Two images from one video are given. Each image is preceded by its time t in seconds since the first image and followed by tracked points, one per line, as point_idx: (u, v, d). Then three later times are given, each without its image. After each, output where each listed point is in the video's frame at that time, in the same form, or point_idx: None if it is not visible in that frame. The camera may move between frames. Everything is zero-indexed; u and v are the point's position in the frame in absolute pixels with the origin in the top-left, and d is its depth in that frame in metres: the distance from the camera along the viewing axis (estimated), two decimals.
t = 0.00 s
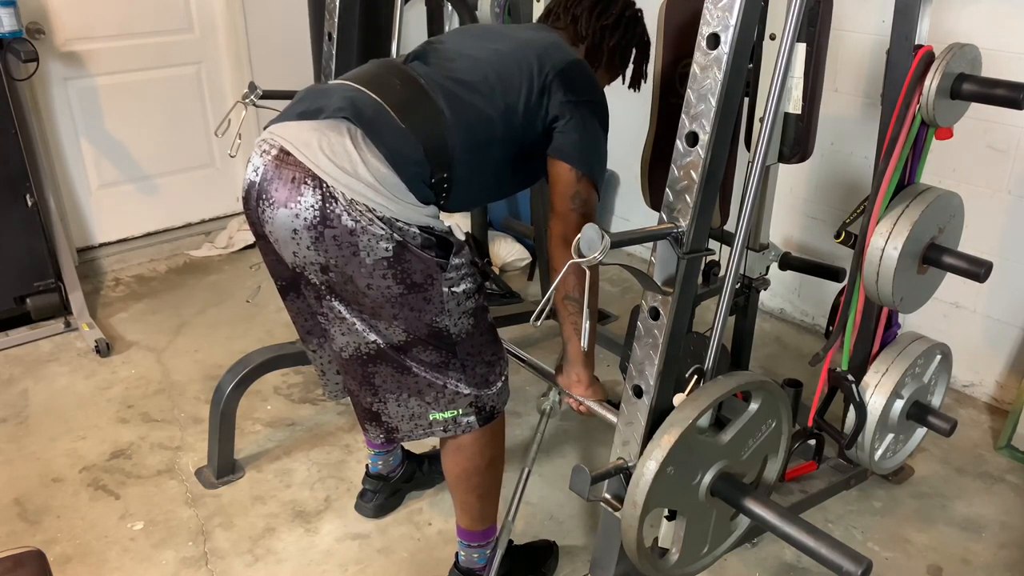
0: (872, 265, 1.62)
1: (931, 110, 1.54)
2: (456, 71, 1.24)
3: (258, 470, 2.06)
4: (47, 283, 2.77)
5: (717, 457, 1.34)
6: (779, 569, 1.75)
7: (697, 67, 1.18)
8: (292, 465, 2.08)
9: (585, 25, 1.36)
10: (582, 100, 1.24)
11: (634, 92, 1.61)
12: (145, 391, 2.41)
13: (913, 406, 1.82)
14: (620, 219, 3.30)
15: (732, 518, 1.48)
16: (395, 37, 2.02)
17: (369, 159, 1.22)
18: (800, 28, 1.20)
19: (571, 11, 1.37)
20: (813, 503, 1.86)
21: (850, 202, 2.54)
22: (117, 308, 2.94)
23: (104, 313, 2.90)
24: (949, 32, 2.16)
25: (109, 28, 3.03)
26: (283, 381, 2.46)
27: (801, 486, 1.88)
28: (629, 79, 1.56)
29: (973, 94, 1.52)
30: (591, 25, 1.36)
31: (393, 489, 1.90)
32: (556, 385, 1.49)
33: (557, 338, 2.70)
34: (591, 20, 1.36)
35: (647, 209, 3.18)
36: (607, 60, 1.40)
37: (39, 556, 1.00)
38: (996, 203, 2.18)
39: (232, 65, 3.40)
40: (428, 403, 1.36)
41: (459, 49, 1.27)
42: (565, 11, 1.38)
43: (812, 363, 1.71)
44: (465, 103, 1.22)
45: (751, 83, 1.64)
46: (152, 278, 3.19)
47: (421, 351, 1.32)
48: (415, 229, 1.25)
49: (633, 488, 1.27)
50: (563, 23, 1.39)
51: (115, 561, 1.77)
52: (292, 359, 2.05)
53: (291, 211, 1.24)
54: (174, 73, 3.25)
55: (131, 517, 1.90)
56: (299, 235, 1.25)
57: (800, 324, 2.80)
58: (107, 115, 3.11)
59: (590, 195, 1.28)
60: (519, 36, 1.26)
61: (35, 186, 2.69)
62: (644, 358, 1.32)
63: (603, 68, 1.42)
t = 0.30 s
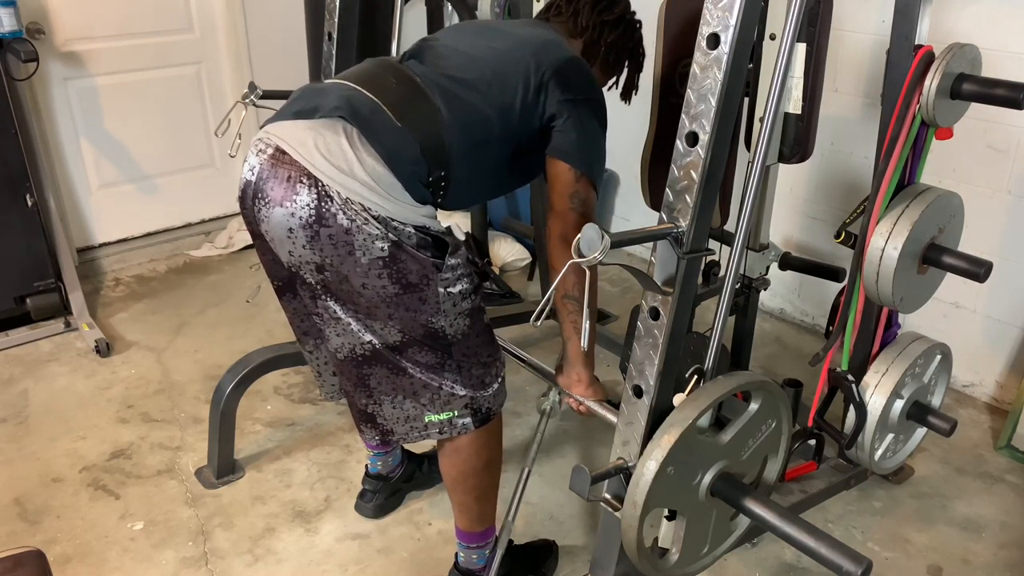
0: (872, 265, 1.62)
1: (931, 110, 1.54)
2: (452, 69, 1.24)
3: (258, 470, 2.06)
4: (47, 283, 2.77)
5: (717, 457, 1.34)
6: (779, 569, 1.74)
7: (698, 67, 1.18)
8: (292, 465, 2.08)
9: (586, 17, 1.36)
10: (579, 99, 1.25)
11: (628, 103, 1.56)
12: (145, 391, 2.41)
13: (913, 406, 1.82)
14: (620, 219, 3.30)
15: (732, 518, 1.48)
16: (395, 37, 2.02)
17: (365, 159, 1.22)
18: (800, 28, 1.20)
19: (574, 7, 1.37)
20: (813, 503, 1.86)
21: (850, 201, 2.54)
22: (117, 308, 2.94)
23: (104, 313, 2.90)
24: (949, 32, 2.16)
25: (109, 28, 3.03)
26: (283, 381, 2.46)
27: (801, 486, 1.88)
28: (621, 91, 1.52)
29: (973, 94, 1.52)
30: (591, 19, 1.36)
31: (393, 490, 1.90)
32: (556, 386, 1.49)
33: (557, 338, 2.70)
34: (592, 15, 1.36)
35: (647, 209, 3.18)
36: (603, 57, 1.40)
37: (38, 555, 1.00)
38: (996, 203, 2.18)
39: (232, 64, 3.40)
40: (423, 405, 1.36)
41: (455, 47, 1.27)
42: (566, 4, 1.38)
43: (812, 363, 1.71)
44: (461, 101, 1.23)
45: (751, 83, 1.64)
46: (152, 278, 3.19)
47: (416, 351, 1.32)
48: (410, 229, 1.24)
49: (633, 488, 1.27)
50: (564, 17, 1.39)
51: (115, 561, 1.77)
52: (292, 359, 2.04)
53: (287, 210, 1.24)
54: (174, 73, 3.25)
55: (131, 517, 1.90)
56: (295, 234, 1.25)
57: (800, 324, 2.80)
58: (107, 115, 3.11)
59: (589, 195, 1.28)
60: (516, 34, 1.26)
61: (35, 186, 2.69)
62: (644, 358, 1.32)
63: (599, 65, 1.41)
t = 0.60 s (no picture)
0: (872, 265, 1.62)
1: (930, 110, 1.54)
2: (448, 68, 1.23)
3: (258, 470, 2.06)
4: (47, 283, 2.77)
5: (717, 457, 1.34)
6: (779, 569, 1.74)
7: (697, 67, 1.18)
8: (292, 465, 2.08)
9: (589, 26, 1.36)
10: (577, 99, 1.24)
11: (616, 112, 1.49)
12: (145, 391, 2.41)
13: (913, 406, 1.82)
14: (620, 219, 3.30)
15: (732, 518, 1.48)
16: (395, 37, 2.02)
17: (360, 159, 1.22)
18: (800, 28, 1.20)
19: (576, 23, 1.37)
20: (813, 503, 1.86)
21: (850, 201, 2.54)
22: (117, 308, 2.94)
23: (104, 313, 2.90)
24: (949, 32, 2.16)
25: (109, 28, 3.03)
26: (283, 381, 2.46)
27: (801, 486, 1.88)
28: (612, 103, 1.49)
29: (972, 94, 1.52)
30: (594, 30, 1.36)
31: (393, 489, 1.90)
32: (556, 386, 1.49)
33: (557, 338, 2.70)
34: (595, 26, 1.36)
35: (647, 210, 3.18)
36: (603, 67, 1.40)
37: (38, 556, 1.00)
38: (996, 204, 2.18)
39: (231, 64, 3.40)
40: (421, 404, 1.36)
41: (451, 45, 1.26)
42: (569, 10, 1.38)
43: (812, 363, 1.71)
44: (457, 100, 1.22)
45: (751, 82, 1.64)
46: (152, 278, 3.19)
47: (414, 350, 1.32)
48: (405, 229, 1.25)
49: (633, 488, 1.27)
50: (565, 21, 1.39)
51: (115, 561, 1.77)
52: (292, 359, 2.05)
53: (284, 210, 1.24)
54: (174, 73, 3.25)
55: (131, 517, 1.90)
56: (291, 234, 1.25)
57: (800, 324, 2.80)
58: (107, 115, 3.11)
59: (588, 194, 1.28)
60: (514, 32, 1.25)
61: (35, 186, 2.69)
62: (644, 358, 1.32)
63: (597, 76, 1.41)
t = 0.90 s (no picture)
0: (872, 265, 1.62)
1: (930, 110, 1.54)
2: (440, 63, 1.23)
3: (258, 470, 2.06)
4: (47, 283, 2.77)
5: (717, 457, 1.34)
6: (779, 569, 1.74)
7: (697, 67, 1.18)
8: (292, 465, 2.08)
9: (589, 41, 1.36)
10: (570, 99, 1.22)
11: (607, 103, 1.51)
12: (145, 391, 2.41)
13: (913, 406, 1.82)
14: (620, 219, 3.30)
15: (732, 519, 1.48)
16: (395, 37, 2.02)
17: (352, 156, 1.23)
18: (800, 28, 1.20)
19: (578, 43, 1.37)
20: (813, 503, 1.86)
21: (849, 201, 2.54)
22: (117, 308, 2.94)
23: (104, 313, 2.90)
24: (949, 32, 2.16)
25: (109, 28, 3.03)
26: (283, 381, 2.46)
27: (801, 486, 1.88)
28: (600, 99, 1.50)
29: (973, 94, 1.52)
30: (594, 46, 1.37)
31: (393, 489, 1.90)
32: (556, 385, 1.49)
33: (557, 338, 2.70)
34: (596, 41, 1.37)
35: (647, 210, 3.18)
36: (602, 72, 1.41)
37: (38, 556, 1.00)
38: (996, 204, 2.18)
39: (231, 64, 3.40)
40: (416, 399, 1.36)
41: (445, 40, 1.26)
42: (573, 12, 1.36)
43: (812, 363, 1.71)
44: (448, 95, 1.22)
45: (751, 82, 1.64)
46: (152, 278, 3.19)
47: (408, 345, 1.32)
48: (397, 224, 1.25)
49: (633, 488, 1.27)
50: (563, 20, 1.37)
51: (114, 561, 1.77)
52: (292, 359, 2.04)
53: (277, 207, 1.25)
54: (173, 73, 3.25)
55: (131, 517, 1.90)
56: (285, 230, 1.26)
57: (801, 324, 2.80)
58: (106, 115, 3.11)
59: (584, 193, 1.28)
60: (509, 30, 1.24)
61: (35, 186, 2.69)
62: (644, 358, 1.32)
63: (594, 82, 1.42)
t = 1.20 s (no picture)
0: (872, 265, 1.62)
1: (931, 110, 1.54)
2: (430, 59, 1.23)
3: (258, 470, 2.06)
4: (47, 283, 2.77)
5: (717, 457, 1.34)
6: (779, 569, 1.74)
7: (698, 67, 1.18)
8: (292, 465, 2.08)
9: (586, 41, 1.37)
10: (559, 95, 1.22)
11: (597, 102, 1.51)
12: (145, 391, 2.41)
13: (913, 406, 1.82)
14: (620, 219, 3.30)
15: (732, 519, 1.48)
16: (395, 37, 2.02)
17: (340, 153, 1.23)
18: (800, 28, 1.20)
19: (574, 40, 1.37)
20: (813, 503, 1.85)
21: (849, 202, 2.54)
22: (117, 308, 2.94)
23: (104, 313, 2.90)
24: (949, 33, 2.16)
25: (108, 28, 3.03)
26: (283, 381, 2.46)
27: (801, 486, 1.88)
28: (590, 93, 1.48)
29: (973, 94, 1.52)
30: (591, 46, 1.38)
31: (393, 489, 1.90)
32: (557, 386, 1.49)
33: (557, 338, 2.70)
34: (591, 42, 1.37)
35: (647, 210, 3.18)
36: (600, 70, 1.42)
37: (38, 555, 1.00)
38: (996, 204, 2.18)
39: (231, 64, 3.40)
40: (422, 384, 1.37)
41: (436, 35, 1.26)
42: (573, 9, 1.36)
43: (812, 363, 1.71)
44: (438, 91, 1.22)
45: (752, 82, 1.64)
46: (152, 278, 3.19)
47: (408, 334, 1.34)
48: (387, 217, 1.26)
49: (633, 488, 1.27)
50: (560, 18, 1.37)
51: (114, 561, 1.77)
52: (292, 359, 2.04)
53: (268, 204, 1.26)
54: (173, 73, 3.25)
55: (131, 518, 1.90)
56: (277, 226, 1.28)
57: (801, 324, 2.80)
58: (106, 115, 3.11)
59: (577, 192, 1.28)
60: (501, 27, 1.24)
61: (36, 186, 2.69)
62: (644, 358, 1.32)
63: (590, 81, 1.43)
